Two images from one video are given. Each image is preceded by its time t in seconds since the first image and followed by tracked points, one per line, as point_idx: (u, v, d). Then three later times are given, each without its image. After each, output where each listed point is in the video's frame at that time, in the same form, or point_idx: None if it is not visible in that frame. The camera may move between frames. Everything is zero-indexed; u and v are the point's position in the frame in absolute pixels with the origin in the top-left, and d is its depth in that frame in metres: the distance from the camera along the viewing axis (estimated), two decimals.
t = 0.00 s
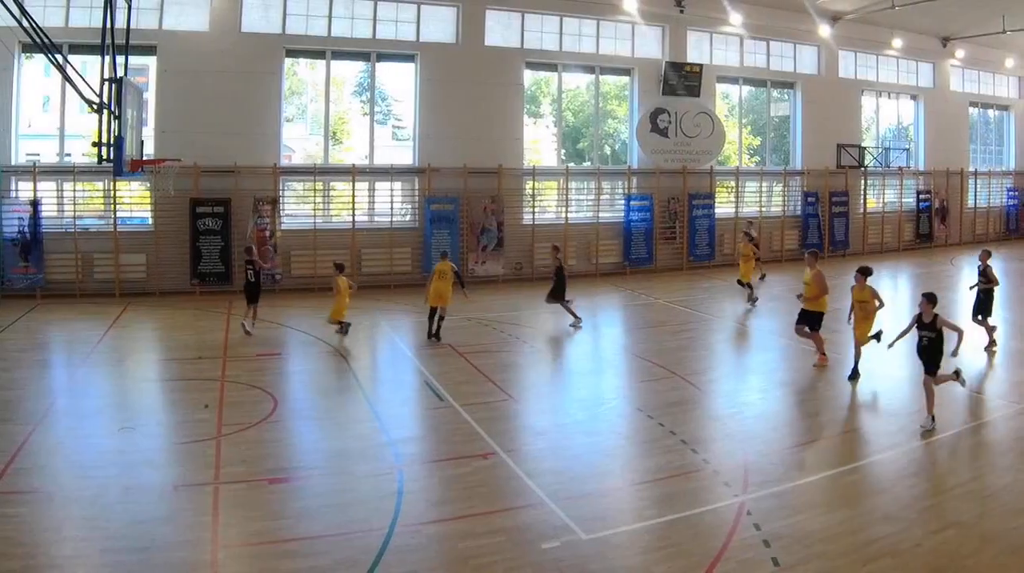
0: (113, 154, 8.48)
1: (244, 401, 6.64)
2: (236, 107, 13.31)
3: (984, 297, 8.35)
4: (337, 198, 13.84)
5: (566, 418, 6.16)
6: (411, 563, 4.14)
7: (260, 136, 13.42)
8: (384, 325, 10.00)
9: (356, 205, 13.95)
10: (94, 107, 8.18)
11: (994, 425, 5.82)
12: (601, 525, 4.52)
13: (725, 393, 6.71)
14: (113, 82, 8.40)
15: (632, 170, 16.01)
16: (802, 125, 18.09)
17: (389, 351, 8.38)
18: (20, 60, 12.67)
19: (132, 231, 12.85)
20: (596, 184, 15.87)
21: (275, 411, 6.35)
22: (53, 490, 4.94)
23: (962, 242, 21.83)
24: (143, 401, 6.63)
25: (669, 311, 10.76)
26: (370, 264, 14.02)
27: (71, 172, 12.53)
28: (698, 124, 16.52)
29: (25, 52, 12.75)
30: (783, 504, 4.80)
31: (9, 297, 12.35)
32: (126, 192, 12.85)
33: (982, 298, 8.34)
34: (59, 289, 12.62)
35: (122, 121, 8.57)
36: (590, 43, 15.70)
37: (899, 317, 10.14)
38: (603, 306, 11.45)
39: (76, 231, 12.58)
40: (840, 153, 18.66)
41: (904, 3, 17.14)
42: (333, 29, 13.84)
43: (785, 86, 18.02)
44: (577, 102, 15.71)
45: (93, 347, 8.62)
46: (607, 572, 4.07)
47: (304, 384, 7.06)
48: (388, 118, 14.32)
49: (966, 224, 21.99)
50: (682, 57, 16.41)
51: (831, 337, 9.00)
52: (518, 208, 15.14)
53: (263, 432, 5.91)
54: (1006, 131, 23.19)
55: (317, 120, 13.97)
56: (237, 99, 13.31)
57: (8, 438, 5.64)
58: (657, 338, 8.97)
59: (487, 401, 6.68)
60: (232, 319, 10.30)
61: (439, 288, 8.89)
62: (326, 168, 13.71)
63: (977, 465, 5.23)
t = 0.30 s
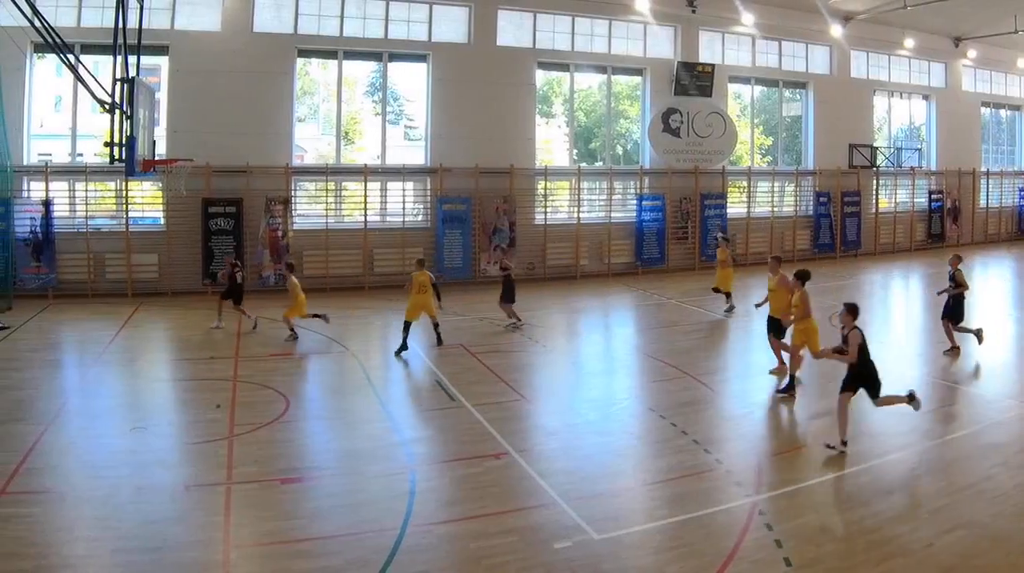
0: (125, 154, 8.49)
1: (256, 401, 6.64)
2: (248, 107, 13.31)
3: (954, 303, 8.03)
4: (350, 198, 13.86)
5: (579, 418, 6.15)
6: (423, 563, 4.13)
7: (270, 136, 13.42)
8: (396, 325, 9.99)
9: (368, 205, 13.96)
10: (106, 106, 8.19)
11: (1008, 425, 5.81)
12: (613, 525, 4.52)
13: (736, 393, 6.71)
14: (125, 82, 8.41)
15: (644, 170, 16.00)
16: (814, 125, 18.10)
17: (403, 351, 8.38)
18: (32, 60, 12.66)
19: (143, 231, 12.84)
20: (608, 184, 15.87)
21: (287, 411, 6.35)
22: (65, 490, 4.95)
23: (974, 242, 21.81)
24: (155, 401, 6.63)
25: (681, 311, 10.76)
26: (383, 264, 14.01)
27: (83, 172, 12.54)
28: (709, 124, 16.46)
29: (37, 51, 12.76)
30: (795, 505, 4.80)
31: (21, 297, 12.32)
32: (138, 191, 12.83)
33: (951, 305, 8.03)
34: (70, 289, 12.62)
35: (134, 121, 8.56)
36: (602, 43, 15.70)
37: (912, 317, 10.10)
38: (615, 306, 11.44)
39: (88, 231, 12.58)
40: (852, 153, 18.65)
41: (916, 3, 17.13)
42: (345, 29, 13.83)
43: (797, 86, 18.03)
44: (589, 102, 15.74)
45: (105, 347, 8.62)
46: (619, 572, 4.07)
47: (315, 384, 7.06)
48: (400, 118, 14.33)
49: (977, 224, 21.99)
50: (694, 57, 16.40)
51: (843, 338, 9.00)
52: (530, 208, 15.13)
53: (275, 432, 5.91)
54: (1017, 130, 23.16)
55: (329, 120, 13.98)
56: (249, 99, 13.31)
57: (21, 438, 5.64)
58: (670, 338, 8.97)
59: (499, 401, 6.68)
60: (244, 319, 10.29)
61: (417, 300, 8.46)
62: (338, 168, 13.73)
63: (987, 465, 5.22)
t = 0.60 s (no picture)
0: (139, 154, 8.49)
1: (269, 401, 6.65)
2: (261, 107, 13.30)
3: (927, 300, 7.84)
4: (363, 198, 13.86)
5: (591, 418, 6.16)
6: (437, 563, 4.13)
7: (282, 136, 13.42)
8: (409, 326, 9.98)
9: (381, 205, 13.96)
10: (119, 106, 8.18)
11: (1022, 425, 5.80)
12: (626, 525, 4.52)
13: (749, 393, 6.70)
14: (138, 82, 8.41)
15: (657, 170, 15.99)
16: (827, 125, 18.08)
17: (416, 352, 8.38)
18: (45, 60, 12.67)
19: (157, 231, 12.85)
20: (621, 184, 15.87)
21: (300, 411, 6.35)
22: (79, 490, 4.95)
23: (987, 242, 21.81)
24: (168, 401, 6.63)
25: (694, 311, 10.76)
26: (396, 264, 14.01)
27: (96, 172, 12.53)
28: (723, 124, 16.44)
29: (50, 52, 12.76)
30: (808, 505, 4.80)
31: (34, 297, 12.33)
32: (151, 191, 12.84)
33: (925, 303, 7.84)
34: (84, 289, 12.62)
35: (147, 121, 8.56)
36: (615, 43, 15.70)
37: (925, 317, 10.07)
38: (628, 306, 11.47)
39: (101, 231, 12.58)
40: (865, 153, 18.64)
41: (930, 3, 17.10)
42: (358, 29, 13.83)
43: (810, 86, 18.02)
44: (602, 102, 15.74)
45: (118, 347, 8.63)
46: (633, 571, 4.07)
47: (328, 384, 7.06)
48: (413, 118, 14.33)
49: (991, 224, 21.98)
50: (707, 57, 16.39)
51: (856, 337, 9.00)
52: (543, 208, 15.13)
53: (289, 432, 5.91)
54: None
55: (342, 120, 13.97)
56: (262, 99, 13.30)
57: (34, 438, 5.65)
58: (683, 338, 8.98)
59: (513, 401, 6.69)
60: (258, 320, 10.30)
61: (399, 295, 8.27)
62: (351, 168, 13.73)
63: (1001, 465, 5.22)
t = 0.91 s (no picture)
0: (151, 154, 8.48)
1: (281, 401, 6.64)
2: (273, 107, 13.30)
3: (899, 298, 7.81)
4: (375, 198, 13.85)
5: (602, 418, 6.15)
6: (449, 563, 4.13)
7: (293, 136, 13.41)
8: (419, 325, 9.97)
9: (393, 205, 13.97)
10: (131, 106, 8.17)
11: None
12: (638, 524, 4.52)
13: (760, 393, 6.71)
14: (150, 82, 8.40)
15: (669, 170, 15.98)
16: (839, 125, 18.08)
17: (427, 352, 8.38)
18: (57, 59, 12.67)
19: (169, 231, 12.84)
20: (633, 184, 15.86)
21: (311, 411, 6.35)
22: (90, 490, 4.95)
23: (999, 242, 21.79)
24: (180, 401, 6.63)
25: (705, 311, 10.76)
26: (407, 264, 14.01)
27: (108, 172, 12.57)
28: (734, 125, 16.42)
29: (61, 52, 12.76)
30: (820, 504, 4.80)
31: (46, 297, 12.33)
32: (163, 191, 12.84)
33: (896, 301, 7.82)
34: (96, 289, 12.63)
35: (159, 121, 8.55)
36: (627, 43, 15.70)
37: (937, 317, 10.07)
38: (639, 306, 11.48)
39: (113, 231, 12.57)
40: (877, 153, 18.63)
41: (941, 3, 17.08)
42: (370, 29, 13.84)
43: (822, 86, 18.02)
44: (614, 102, 15.75)
45: (130, 347, 8.62)
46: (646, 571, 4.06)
47: (339, 383, 7.06)
48: (425, 118, 14.33)
49: (1003, 224, 21.96)
50: (719, 57, 16.38)
51: (867, 337, 9.00)
52: (555, 208, 15.13)
53: (300, 432, 5.91)
54: None
55: (354, 120, 13.97)
56: (273, 99, 13.29)
57: (46, 438, 5.65)
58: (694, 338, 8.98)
59: (524, 401, 6.69)
60: (270, 319, 10.30)
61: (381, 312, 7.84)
62: (363, 168, 13.71)
63: (1012, 465, 5.21)
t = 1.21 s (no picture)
0: (163, 154, 8.48)
1: (293, 402, 6.65)
2: (284, 108, 13.30)
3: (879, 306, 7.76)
4: (387, 198, 13.86)
5: (613, 418, 6.16)
6: (461, 563, 4.13)
7: (305, 136, 13.41)
8: (431, 325, 9.97)
9: (405, 205, 13.98)
10: (144, 106, 8.17)
11: None
12: (649, 525, 4.53)
13: (772, 393, 6.71)
14: (162, 82, 8.39)
15: (681, 170, 15.97)
16: (851, 125, 18.06)
17: (438, 352, 8.38)
18: (69, 59, 12.67)
19: (181, 231, 12.84)
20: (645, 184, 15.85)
21: (323, 411, 6.35)
22: (102, 490, 4.95)
23: (1012, 241, 21.78)
24: (192, 401, 6.63)
25: (717, 311, 10.76)
26: (420, 264, 14.02)
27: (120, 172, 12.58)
28: (745, 124, 16.21)
29: (73, 51, 12.74)
30: (831, 504, 4.80)
31: (58, 297, 12.35)
32: (175, 191, 12.82)
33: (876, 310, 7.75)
34: (107, 289, 12.64)
35: (171, 121, 8.54)
36: (639, 43, 15.70)
37: (949, 317, 10.07)
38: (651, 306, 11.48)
39: (125, 231, 12.58)
40: (889, 153, 18.61)
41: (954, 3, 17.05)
42: (381, 29, 13.84)
43: (834, 86, 18.01)
44: (626, 102, 15.74)
45: (142, 347, 8.63)
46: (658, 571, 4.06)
47: (351, 383, 7.06)
48: (437, 118, 14.32)
49: (1015, 224, 21.94)
50: (731, 57, 16.36)
51: (878, 337, 8.99)
52: (567, 208, 15.13)
53: (312, 432, 5.91)
54: None
55: (366, 121, 13.96)
56: (286, 99, 13.30)
57: (58, 438, 5.65)
58: (706, 338, 8.99)
59: (536, 401, 6.69)
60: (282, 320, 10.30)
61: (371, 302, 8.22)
62: (375, 168, 13.72)
63: None
